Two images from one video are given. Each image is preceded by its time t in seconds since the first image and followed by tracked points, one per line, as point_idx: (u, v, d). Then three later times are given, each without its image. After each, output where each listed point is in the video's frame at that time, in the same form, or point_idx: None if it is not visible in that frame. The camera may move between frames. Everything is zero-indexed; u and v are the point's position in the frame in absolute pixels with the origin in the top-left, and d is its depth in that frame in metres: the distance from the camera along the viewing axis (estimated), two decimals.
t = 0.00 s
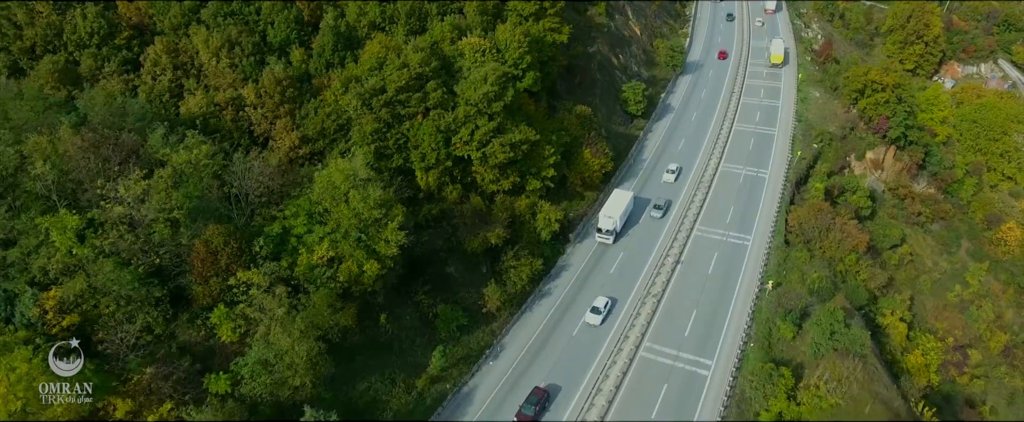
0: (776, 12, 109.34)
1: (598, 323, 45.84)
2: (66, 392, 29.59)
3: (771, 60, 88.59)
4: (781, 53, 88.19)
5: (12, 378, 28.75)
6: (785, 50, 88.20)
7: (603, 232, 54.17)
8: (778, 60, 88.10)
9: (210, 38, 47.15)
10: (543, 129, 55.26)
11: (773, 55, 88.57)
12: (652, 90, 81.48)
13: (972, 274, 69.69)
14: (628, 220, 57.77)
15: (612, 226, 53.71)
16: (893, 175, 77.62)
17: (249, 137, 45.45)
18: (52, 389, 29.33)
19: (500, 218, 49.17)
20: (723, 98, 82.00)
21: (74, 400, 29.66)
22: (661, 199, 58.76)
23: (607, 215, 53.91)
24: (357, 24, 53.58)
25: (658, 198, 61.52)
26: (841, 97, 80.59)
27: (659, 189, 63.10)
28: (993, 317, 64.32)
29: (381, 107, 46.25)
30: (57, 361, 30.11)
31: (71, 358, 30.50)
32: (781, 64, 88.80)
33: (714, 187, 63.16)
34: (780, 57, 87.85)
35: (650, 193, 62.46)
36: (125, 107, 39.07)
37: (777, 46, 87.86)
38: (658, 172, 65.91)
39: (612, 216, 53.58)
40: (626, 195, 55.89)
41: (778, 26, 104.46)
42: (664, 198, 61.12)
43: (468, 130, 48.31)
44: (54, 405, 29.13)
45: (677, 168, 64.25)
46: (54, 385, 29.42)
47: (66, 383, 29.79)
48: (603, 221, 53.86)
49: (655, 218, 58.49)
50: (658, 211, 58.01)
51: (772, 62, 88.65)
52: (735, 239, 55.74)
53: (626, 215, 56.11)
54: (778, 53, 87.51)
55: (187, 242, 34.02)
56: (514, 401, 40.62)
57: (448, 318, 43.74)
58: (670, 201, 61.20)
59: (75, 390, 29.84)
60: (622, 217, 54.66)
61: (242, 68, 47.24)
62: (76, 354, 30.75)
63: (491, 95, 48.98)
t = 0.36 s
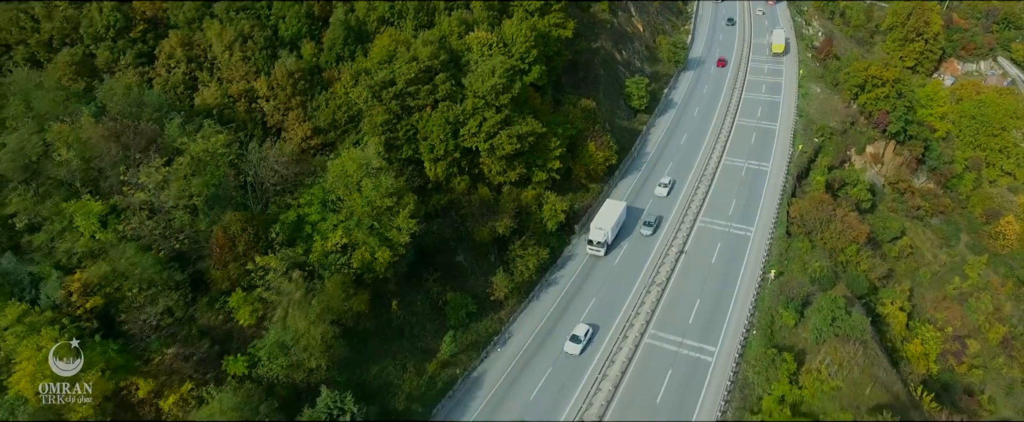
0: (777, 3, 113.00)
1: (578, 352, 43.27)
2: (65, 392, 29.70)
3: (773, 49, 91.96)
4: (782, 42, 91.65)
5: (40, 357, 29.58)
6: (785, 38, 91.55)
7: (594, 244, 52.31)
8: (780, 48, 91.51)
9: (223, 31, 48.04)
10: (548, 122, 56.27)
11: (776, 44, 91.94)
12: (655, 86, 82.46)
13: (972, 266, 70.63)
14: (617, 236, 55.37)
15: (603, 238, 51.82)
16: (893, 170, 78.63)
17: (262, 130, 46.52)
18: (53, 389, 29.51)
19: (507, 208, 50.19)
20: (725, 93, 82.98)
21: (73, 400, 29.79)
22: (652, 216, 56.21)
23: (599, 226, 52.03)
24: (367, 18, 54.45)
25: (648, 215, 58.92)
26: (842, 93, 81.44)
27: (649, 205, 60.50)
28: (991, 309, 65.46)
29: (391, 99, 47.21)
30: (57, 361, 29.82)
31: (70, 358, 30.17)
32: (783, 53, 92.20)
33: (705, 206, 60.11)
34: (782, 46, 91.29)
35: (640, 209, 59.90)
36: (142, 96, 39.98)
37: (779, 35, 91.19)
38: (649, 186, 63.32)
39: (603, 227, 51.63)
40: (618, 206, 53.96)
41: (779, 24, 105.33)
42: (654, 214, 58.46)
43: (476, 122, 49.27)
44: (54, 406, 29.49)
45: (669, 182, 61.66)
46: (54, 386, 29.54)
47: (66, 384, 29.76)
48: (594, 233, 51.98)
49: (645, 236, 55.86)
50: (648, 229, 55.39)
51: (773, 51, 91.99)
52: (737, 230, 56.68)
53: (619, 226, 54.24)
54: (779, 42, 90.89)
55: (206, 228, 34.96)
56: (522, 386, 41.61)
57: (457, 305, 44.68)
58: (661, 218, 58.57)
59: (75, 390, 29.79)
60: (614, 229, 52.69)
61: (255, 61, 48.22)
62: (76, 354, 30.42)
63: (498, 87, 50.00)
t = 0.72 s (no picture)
0: None
1: (551, 388, 40.31)
2: (66, 392, 31.19)
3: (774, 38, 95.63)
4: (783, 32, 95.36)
5: (68, 335, 30.35)
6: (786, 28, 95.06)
7: (583, 258, 50.55)
8: (780, 38, 95.31)
9: (237, 25, 49.00)
10: (555, 115, 57.26)
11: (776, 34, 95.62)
12: (658, 81, 83.40)
13: (971, 259, 71.50)
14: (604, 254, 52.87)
15: (592, 252, 50.09)
16: (892, 164, 79.52)
17: (275, 120, 47.29)
18: (53, 389, 31.02)
19: (515, 199, 51.34)
20: (727, 89, 83.96)
21: (73, 399, 31.34)
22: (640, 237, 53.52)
23: (589, 239, 50.40)
24: (376, 13, 55.40)
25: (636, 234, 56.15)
26: (842, 88, 82.39)
27: (638, 223, 57.68)
28: (989, 301, 66.43)
29: (401, 91, 48.22)
30: (58, 361, 30.56)
31: (70, 358, 30.70)
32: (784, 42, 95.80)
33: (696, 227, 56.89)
34: (783, 36, 94.88)
35: (627, 228, 57.10)
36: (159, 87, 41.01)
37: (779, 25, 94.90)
38: (638, 203, 60.49)
39: (593, 241, 50.01)
40: (609, 219, 52.18)
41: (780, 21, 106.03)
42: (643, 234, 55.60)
43: (484, 115, 50.28)
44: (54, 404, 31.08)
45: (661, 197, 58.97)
46: (54, 386, 31.01)
47: (67, 384, 31.12)
48: (583, 246, 50.33)
49: (632, 256, 53.05)
50: (636, 249, 52.67)
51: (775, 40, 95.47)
52: (740, 221, 57.70)
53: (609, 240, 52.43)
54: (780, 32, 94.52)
55: (224, 214, 35.98)
56: (529, 372, 42.53)
57: (466, 292, 45.62)
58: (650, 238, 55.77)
59: (75, 390, 31.26)
60: (604, 243, 50.97)
61: (268, 54, 49.17)
62: (76, 355, 30.64)
63: (506, 80, 51.05)
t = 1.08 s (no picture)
0: None
1: None
2: (65, 392, 32.10)
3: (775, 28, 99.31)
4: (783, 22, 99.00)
5: (95, 315, 31.19)
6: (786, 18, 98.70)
7: (571, 273, 49.01)
8: (781, 28, 99.06)
9: (250, 19, 50.02)
10: (560, 108, 58.31)
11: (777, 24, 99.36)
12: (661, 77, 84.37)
13: (971, 252, 72.28)
14: (592, 269, 51.01)
15: (581, 266, 48.60)
16: (893, 158, 80.56)
17: (288, 111, 48.15)
18: (53, 389, 31.99)
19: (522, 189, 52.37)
20: (729, 84, 84.91)
21: (73, 399, 32.16)
22: (627, 258, 50.95)
23: (577, 254, 48.92)
24: (385, 8, 56.42)
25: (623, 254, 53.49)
26: (843, 84, 83.28)
27: (626, 242, 55.07)
28: (988, 293, 67.45)
29: (411, 84, 49.25)
30: (58, 361, 31.89)
31: (70, 358, 31.97)
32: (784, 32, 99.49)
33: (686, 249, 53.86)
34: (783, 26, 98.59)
35: (615, 248, 54.47)
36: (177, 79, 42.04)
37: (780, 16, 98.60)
38: (627, 221, 57.89)
39: (581, 256, 48.54)
40: (599, 233, 50.57)
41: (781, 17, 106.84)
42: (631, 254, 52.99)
43: (492, 107, 51.33)
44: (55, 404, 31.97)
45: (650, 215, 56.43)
46: (54, 387, 32.00)
47: (66, 385, 32.08)
48: (571, 261, 48.87)
49: (618, 279, 50.40)
50: (622, 272, 49.96)
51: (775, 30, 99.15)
52: (742, 212, 58.71)
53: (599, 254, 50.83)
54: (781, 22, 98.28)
55: (243, 200, 37.00)
56: (537, 358, 43.54)
57: (475, 279, 46.72)
58: (637, 258, 53.18)
59: (74, 390, 32.13)
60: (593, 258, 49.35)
61: (280, 47, 50.23)
62: (75, 355, 31.82)
63: (513, 73, 52.20)
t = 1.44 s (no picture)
0: None
1: None
2: (65, 392, 32.55)
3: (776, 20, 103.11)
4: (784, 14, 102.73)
5: (120, 295, 32.10)
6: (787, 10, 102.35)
7: (558, 289, 47.37)
8: (782, 20, 102.87)
9: (263, 13, 50.92)
10: (566, 102, 59.34)
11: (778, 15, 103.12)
12: (664, 73, 85.27)
13: (971, 246, 73.09)
14: (580, 285, 49.31)
15: (568, 282, 47.00)
16: (893, 153, 81.61)
17: (301, 103, 49.07)
18: (53, 389, 32.50)
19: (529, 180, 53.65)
20: (730, 80, 85.94)
21: (73, 399, 32.51)
22: (611, 282, 48.31)
23: (564, 268, 47.38)
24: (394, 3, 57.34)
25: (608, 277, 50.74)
26: (844, 79, 84.01)
27: (612, 262, 52.43)
28: (985, 285, 68.73)
29: (420, 77, 50.41)
30: (59, 361, 32.99)
31: (70, 358, 33.07)
32: (784, 23, 103.23)
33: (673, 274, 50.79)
34: (783, 17, 102.31)
35: (600, 269, 51.79)
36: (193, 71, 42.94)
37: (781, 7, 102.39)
38: (614, 240, 55.31)
39: (568, 270, 46.99)
40: (589, 247, 49.01)
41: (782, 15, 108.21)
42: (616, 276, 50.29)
43: (499, 100, 52.49)
44: (53, 405, 32.12)
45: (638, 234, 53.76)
46: (54, 386, 32.56)
47: (66, 384, 32.78)
48: (558, 275, 47.34)
49: (601, 305, 47.73)
50: (605, 297, 47.31)
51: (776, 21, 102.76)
52: (745, 204, 59.74)
53: (587, 268, 49.23)
54: (782, 13, 102.06)
55: (260, 188, 38.08)
56: (545, 344, 44.63)
57: (484, 268, 47.86)
58: (623, 282, 50.47)
59: (75, 389, 32.71)
60: (581, 274, 47.74)
61: (292, 41, 51.24)
62: (74, 354, 33.04)
63: (521, 66, 53.48)
